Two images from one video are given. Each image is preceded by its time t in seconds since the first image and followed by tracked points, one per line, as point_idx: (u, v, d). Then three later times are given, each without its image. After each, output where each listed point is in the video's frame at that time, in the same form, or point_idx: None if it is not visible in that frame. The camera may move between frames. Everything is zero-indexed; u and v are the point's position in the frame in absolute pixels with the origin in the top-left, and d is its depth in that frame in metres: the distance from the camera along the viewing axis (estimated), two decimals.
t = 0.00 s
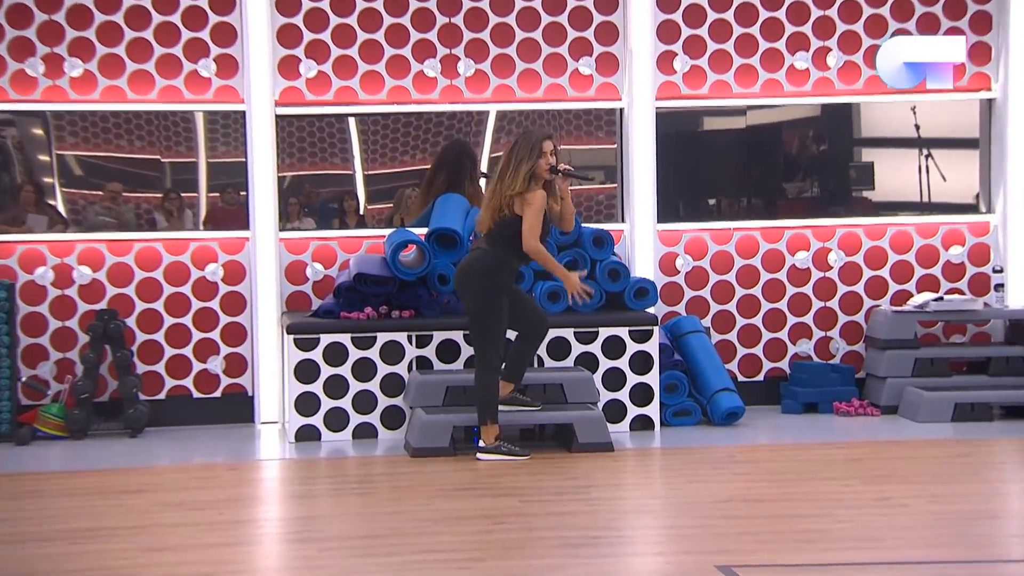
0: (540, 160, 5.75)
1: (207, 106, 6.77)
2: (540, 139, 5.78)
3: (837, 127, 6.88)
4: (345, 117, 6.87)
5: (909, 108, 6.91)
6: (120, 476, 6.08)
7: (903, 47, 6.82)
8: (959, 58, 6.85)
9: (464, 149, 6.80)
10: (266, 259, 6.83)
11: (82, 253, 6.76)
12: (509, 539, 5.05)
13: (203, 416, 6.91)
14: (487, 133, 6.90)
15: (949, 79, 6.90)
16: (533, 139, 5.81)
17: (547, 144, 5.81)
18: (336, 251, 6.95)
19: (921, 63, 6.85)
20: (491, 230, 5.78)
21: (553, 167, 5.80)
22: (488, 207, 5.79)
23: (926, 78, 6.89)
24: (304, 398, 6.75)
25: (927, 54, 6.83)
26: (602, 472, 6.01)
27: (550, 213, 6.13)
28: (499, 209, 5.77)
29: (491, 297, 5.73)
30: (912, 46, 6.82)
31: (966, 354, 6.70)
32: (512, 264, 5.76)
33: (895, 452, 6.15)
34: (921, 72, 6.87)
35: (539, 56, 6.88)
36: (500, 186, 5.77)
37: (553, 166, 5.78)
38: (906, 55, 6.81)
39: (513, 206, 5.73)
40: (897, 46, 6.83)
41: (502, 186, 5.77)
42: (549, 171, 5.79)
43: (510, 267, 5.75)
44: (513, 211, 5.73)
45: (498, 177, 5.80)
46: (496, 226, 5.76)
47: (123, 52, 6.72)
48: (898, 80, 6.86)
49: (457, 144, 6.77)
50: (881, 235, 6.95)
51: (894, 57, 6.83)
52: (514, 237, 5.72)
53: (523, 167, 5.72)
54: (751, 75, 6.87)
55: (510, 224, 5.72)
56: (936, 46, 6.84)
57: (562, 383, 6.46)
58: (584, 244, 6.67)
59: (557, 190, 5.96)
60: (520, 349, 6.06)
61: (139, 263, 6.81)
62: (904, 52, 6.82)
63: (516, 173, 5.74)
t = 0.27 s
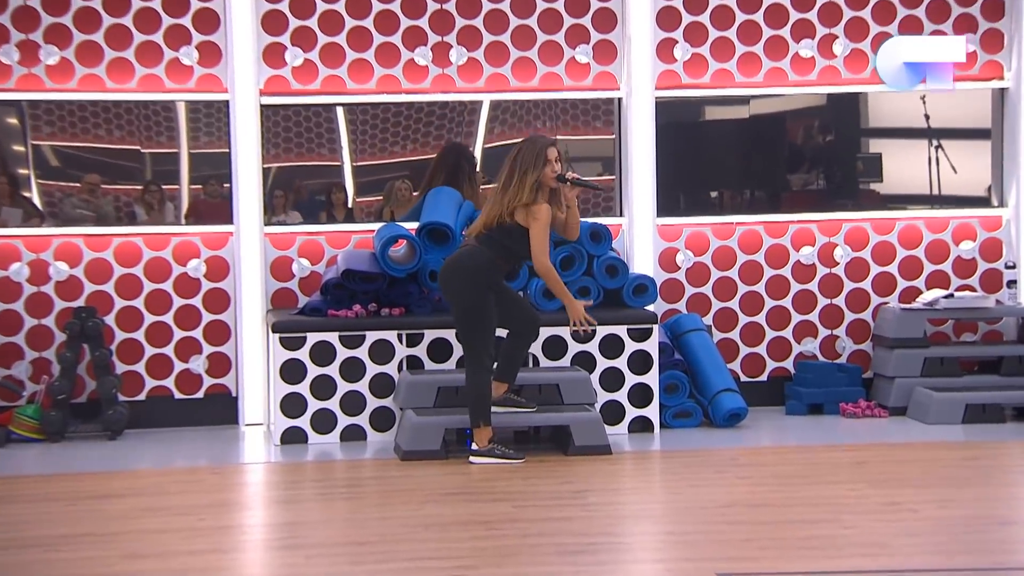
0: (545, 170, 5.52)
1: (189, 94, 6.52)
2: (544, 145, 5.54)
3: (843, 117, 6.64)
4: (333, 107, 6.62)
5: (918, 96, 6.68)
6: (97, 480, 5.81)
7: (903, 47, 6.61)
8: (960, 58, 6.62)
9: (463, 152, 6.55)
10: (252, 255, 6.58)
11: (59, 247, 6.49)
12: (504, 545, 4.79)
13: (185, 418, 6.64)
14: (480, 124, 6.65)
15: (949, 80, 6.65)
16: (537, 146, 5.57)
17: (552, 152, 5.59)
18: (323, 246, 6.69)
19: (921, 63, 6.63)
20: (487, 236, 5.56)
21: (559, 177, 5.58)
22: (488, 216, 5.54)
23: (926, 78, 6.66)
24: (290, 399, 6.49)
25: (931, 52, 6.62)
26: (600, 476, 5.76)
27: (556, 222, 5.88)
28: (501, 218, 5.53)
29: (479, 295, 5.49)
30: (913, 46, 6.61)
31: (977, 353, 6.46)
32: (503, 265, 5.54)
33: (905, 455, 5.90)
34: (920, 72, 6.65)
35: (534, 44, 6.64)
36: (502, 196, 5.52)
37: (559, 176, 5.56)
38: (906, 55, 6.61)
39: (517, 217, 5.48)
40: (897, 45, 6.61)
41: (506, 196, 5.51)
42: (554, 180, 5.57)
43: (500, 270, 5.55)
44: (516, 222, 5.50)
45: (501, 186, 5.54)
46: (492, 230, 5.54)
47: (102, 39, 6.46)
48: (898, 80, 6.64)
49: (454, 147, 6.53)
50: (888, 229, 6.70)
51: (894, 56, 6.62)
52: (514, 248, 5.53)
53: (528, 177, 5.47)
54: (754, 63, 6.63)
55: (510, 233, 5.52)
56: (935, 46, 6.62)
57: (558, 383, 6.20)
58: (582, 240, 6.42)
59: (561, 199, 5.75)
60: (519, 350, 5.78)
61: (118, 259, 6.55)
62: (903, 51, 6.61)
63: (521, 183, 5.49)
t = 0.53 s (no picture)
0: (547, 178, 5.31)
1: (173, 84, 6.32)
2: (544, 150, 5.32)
3: (848, 108, 6.44)
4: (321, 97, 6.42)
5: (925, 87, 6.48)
6: (75, 483, 5.59)
7: (903, 47, 6.42)
8: (960, 58, 6.43)
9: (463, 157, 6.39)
10: (238, 250, 6.39)
11: (38, 243, 6.28)
12: (497, 551, 4.58)
13: (168, 419, 6.42)
14: (474, 115, 6.45)
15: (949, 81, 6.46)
16: (536, 151, 5.34)
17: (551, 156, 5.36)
18: (311, 242, 6.49)
19: (921, 63, 6.43)
20: (482, 240, 5.35)
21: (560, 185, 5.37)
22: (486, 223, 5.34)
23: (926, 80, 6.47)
24: (277, 400, 6.28)
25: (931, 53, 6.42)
26: (597, 480, 5.56)
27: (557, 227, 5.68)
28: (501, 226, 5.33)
29: (470, 291, 5.28)
30: (914, 46, 6.41)
31: (985, 352, 6.27)
32: (495, 263, 5.35)
33: (913, 457, 5.70)
34: (920, 73, 6.45)
35: (528, 33, 6.44)
36: (502, 204, 5.31)
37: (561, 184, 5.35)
38: (905, 55, 6.41)
39: (517, 226, 5.28)
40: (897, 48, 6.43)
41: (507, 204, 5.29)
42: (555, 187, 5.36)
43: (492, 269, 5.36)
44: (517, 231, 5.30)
45: (501, 194, 5.33)
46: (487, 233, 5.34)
47: (81, 28, 6.25)
48: (898, 82, 6.44)
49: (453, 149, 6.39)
50: (894, 224, 6.51)
51: (893, 57, 6.42)
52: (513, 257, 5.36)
53: (529, 186, 5.26)
54: (755, 53, 6.43)
55: (509, 241, 5.33)
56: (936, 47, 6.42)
57: (553, 383, 6.00)
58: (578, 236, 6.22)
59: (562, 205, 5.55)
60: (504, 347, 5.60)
61: (99, 255, 6.34)
62: (903, 52, 6.41)
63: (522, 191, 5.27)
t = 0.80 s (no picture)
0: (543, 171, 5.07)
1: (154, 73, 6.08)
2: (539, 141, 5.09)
3: (855, 99, 6.22)
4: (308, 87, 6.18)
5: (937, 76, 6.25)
6: (50, 489, 5.35)
7: (903, 46, 6.17)
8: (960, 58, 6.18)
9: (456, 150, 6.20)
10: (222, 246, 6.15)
11: (13, 238, 6.04)
12: (491, 560, 4.34)
13: (149, 422, 6.17)
14: (467, 105, 6.22)
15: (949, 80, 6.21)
16: (531, 142, 5.11)
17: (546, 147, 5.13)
18: (298, 238, 6.24)
19: (921, 63, 6.17)
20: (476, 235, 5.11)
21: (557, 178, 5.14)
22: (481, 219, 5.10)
23: (925, 79, 6.21)
24: (262, 402, 6.04)
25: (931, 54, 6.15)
26: (595, 485, 5.32)
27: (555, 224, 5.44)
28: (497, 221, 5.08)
29: (460, 289, 5.04)
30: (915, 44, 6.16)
31: (997, 353, 6.03)
32: (486, 259, 5.10)
33: (924, 461, 5.47)
34: (920, 73, 6.20)
35: (523, 21, 6.21)
36: (497, 198, 5.07)
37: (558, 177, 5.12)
38: (905, 55, 6.15)
39: (514, 219, 5.04)
40: (895, 47, 6.18)
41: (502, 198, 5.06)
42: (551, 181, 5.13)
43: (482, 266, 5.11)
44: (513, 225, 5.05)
45: (494, 187, 5.10)
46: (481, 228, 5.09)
47: (59, 15, 6.01)
48: (898, 82, 6.20)
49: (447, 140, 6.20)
50: (902, 219, 6.28)
51: (893, 57, 6.18)
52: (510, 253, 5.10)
53: (524, 177, 5.03)
54: (758, 42, 6.20)
55: (504, 235, 5.07)
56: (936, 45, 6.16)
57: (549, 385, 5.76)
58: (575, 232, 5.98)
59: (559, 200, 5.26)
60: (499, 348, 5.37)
61: (77, 251, 6.09)
62: (903, 51, 6.16)
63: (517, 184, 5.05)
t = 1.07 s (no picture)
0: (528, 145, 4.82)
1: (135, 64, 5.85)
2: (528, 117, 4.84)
3: (863, 92, 6.01)
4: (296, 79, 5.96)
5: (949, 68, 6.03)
6: (25, 496, 5.11)
7: (902, 46, 5.97)
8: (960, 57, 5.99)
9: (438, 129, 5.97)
10: (206, 244, 5.92)
11: None
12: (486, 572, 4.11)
13: (131, 427, 5.94)
14: (462, 97, 6.01)
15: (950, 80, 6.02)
16: (518, 118, 4.86)
17: (534, 124, 4.87)
18: (284, 236, 6.02)
19: (921, 63, 5.98)
20: (461, 216, 4.87)
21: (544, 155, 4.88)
22: (461, 193, 4.87)
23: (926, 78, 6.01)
24: (247, 406, 5.81)
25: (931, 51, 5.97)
26: (594, 493, 5.09)
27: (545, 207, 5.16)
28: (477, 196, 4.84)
29: (449, 286, 4.80)
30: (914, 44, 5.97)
31: (1011, 355, 5.81)
32: (475, 249, 4.84)
33: (937, 467, 5.24)
34: (920, 72, 6.00)
35: (518, 11, 5.99)
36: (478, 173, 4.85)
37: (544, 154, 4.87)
38: (905, 54, 5.96)
39: (493, 193, 4.79)
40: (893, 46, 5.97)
41: (482, 171, 4.84)
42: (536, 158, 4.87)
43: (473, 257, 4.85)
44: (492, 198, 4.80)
45: (477, 162, 4.88)
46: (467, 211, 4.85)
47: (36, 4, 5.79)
48: (897, 83, 6.00)
49: (428, 120, 5.96)
50: (912, 216, 6.06)
51: (892, 57, 5.97)
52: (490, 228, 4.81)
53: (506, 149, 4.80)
54: (762, 33, 5.99)
55: (487, 215, 4.81)
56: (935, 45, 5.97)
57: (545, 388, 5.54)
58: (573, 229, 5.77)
59: (544, 179, 4.99)
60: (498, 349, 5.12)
61: (55, 250, 5.86)
62: (902, 50, 5.96)
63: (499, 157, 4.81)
